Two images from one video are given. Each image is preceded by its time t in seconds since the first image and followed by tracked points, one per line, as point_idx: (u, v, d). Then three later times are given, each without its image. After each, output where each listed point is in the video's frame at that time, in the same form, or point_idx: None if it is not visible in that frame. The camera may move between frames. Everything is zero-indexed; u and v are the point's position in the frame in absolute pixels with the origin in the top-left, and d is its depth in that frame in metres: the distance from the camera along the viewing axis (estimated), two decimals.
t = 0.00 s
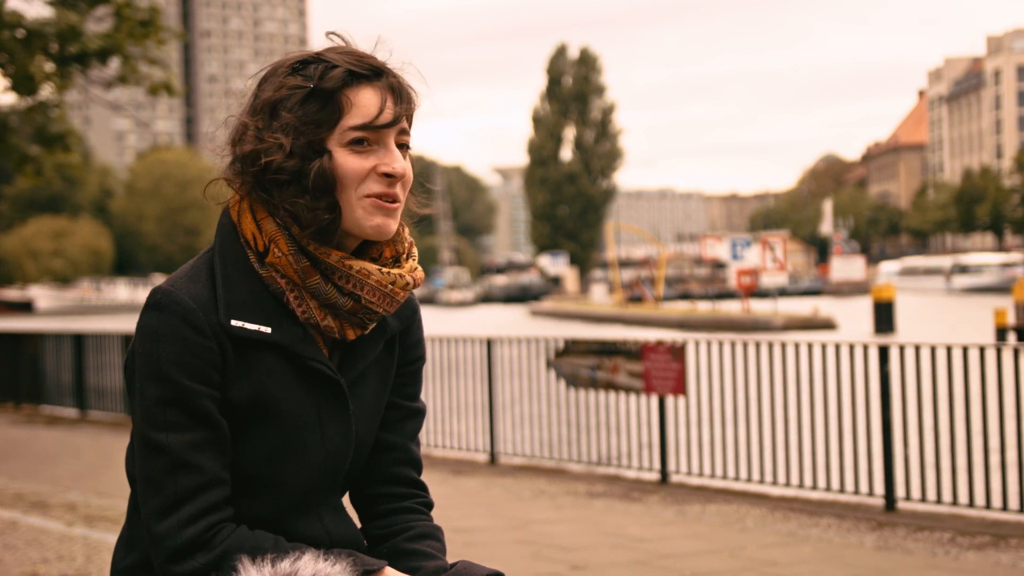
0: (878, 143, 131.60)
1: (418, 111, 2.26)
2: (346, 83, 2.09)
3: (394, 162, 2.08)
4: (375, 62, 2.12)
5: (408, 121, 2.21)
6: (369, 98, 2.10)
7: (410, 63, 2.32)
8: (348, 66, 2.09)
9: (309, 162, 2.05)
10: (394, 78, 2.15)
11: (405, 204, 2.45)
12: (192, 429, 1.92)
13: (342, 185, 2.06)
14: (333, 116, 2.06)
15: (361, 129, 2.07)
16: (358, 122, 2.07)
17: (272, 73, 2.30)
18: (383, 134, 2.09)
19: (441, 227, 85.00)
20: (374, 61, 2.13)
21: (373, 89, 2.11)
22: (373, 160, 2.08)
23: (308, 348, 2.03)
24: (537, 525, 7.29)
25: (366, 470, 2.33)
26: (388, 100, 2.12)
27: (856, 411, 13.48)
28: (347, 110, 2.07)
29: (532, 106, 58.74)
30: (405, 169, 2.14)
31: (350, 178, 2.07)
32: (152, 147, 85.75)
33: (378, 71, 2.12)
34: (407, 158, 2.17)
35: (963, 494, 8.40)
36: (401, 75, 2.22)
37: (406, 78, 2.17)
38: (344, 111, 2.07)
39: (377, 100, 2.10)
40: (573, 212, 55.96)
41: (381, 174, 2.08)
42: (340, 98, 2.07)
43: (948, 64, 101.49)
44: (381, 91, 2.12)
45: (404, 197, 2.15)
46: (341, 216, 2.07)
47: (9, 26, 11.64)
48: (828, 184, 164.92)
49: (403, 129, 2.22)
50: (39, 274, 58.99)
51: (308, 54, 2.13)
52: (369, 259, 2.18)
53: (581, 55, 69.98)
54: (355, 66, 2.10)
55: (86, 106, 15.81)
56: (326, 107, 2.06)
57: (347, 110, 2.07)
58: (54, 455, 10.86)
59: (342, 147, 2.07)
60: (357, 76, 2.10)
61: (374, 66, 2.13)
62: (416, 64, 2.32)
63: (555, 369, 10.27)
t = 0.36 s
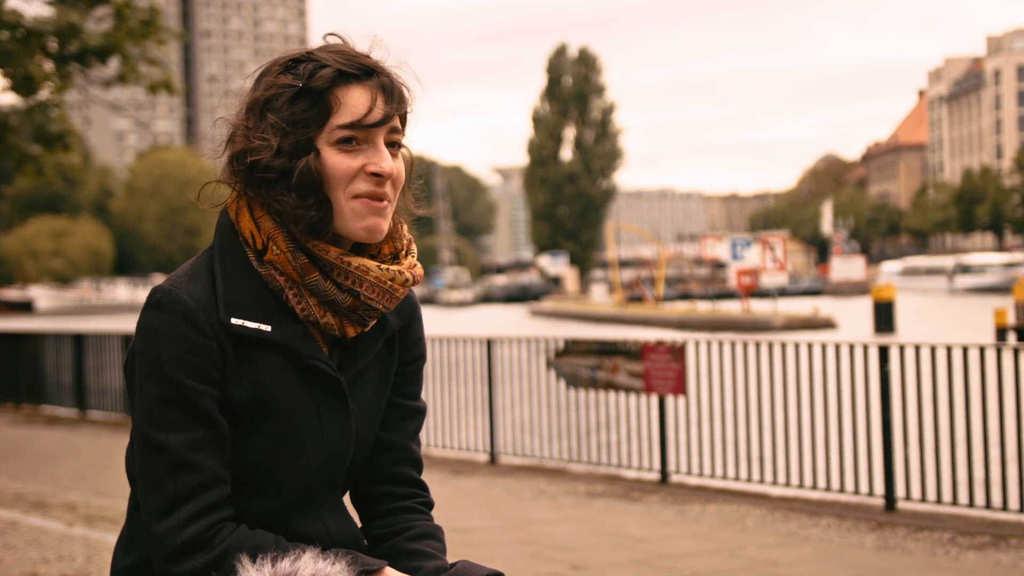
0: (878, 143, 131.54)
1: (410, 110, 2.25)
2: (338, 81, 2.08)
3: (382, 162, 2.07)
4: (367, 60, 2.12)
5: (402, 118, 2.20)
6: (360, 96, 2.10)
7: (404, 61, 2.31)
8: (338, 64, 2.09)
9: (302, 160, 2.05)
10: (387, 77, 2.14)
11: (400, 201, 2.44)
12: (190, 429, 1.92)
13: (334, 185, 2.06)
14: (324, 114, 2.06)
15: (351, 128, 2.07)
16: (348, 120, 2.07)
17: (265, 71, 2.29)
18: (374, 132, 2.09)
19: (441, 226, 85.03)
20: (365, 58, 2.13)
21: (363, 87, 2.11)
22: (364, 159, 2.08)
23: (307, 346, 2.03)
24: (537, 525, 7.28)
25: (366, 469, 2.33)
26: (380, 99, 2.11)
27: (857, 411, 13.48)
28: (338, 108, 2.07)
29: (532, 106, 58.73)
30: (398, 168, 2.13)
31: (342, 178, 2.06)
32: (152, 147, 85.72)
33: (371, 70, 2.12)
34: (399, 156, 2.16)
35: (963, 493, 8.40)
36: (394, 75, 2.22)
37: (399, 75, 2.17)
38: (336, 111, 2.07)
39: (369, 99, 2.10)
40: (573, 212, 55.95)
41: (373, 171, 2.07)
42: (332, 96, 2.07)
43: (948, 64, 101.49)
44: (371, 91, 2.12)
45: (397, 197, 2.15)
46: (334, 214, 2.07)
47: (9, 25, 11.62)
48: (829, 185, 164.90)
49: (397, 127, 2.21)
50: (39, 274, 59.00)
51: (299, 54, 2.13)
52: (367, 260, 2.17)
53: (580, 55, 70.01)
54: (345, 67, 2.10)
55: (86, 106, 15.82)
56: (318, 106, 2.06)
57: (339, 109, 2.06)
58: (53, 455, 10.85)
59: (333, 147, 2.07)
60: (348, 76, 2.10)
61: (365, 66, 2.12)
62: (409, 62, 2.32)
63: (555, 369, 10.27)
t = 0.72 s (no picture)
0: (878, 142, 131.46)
1: (407, 104, 2.25)
2: (334, 77, 2.10)
3: (378, 156, 2.08)
4: (365, 55, 2.15)
5: (400, 116, 2.21)
6: (354, 91, 2.11)
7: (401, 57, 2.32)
8: (334, 62, 2.10)
9: (301, 157, 2.06)
10: (385, 71, 2.15)
11: (399, 198, 2.45)
12: (193, 426, 1.92)
13: (333, 177, 2.07)
14: (321, 109, 2.08)
15: (347, 122, 2.09)
16: (344, 112, 2.08)
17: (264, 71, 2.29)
18: (370, 126, 2.10)
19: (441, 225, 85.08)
20: (362, 56, 2.15)
21: (359, 81, 2.12)
22: (362, 151, 2.08)
23: (311, 343, 2.03)
24: (537, 525, 7.28)
25: (368, 466, 2.33)
26: (377, 95, 2.12)
27: (858, 411, 13.48)
28: (334, 102, 2.08)
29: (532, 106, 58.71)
30: (396, 161, 2.14)
31: (340, 173, 2.07)
32: (152, 147, 85.71)
33: (365, 66, 2.14)
34: (398, 148, 2.17)
35: (962, 494, 8.41)
36: (393, 73, 2.23)
37: (395, 72, 2.18)
38: (332, 104, 2.08)
39: (364, 94, 2.11)
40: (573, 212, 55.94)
41: (371, 165, 2.08)
42: (329, 92, 2.09)
43: (947, 63, 101.43)
44: (368, 84, 2.13)
45: (394, 192, 2.16)
46: (332, 209, 2.07)
47: (9, 24, 11.61)
48: (829, 185, 164.98)
49: (395, 122, 2.22)
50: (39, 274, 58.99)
51: (297, 52, 2.14)
52: (368, 255, 2.18)
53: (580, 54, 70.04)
54: (341, 63, 2.11)
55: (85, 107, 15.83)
56: (315, 102, 2.07)
57: (335, 104, 2.08)
58: (53, 455, 10.85)
59: (330, 142, 2.08)
60: (345, 71, 2.11)
61: (362, 62, 2.13)
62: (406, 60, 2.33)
63: (554, 369, 10.27)
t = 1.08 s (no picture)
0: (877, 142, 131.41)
1: (403, 102, 2.25)
2: (328, 80, 2.10)
3: (378, 156, 2.09)
4: (360, 56, 2.14)
5: (395, 113, 2.21)
6: (348, 90, 2.11)
7: (397, 57, 2.32)
8: (332, 61, 2.10)
9: (298, 157, 2.06)
10: (379, 72, 2.15)
11: (398, 197, 2.44)
12: (191, 427, 1.91)
13: (330, 178, 2.07)
14: (316, 110, 2.07)
15: (344, 121, 2.08)
16: (341, 114, 2.08)
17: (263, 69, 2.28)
18: (368, 128, 2.10)
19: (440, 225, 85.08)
20: (356, 56, 2.14)
21: (354, 82, 2.12)
22: (360, 153, 2.09)
23: (309, 343, 2.03)
24: (537, 525, 7.28)
25: (367, 467, 2.32)
26: (373, 94, 2.12)
27: (857, 411, 13.47)
28: (329, 104, 2.08)
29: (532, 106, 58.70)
30: (396, 160, 2.14)
31: (337, 173, 2.07)
32: (151, 147, 85.72)
33: (361, 66, 2.13)
34: (395, 150, 2.17)
35: (963, 493, 8.41)
36: (388, 69, 2.23)
37: (393, 70, 2.18)
38: (327, 106, 2.08)
39: (361, 92, 2.11)
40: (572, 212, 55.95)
41: (369, 166, 2.08)
42: (325, 93, 2.08)
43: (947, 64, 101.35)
44: (366, 85, 2.13)
45: (393, 191, 2.16)
46: (331, 210, 2.08)
47: (10, 22, 11.63)
48: (829, 185, 165.00)
49: (391, 122, 2.22)
50: (39, 274, 59.02)
51: (293, 53, 2.14)
52: (367, 255, 2.18)
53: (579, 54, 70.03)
54: (338, 62, 2.11)
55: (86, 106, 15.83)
56: (310, 103, 2.07)
57: (330, 105, 2.08)
58: (53, 455, 10.85)
59: (326, 143, 2.08)
60: (339, 72, 2.11)
61: (355, 61, 2.13)
62: (401, 59, 2.33)
63: (555, 369, 10.26)
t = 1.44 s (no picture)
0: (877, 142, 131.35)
1: (392, 102, 2.25)
2: (312, 85, 2.09)
3: (367, 159, 2.08)
4: (346, 56, 2.13)
5: (381, 113, 2.21)
6: (333, 95, 2.10)
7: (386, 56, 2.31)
8: (315, 68, 2.10)
9: (288, 167, 2.05)
10: (364, 72, 2.14)
11: (393, 197, 2.43)
12: (191, 431, 1.91)
13: (321, 185, 2.07)
14: (304, 116, 2.07)
15: (330, 130, 2.08)
16: (327, 121, 2.07)
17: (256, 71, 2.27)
18: (353, 132, 2.10)
19: (440, 224, 85.11)
20: (341, 59, 2.14)
21: (337, 87, 2.11)
22: (348, 157, 2.09)
23: (308, 346, 2.02)
24: (537, 524, 7.28)
25: (366, 468, 2.32)
26: (356, 97, 2.12)
27: (857, 411, 13.47)
28: (316, 111, 2.07)
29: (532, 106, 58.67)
30: (384, 161, 2.14)
31: (328, 180, 2.07)
32: (151, 147, 85.72)
33: (345, 68, 2.12)
34: (384, 150, 2.16)
35: (963, 493, 8.41)
36: (374, 70, 2.22)
37: (378, 72, 2.17)
38: (314, 114, 2.07)
39: (343, 98, 2.11)
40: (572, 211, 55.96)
41: (357, 170, 2.08)
42: (310, 100, 2.08)
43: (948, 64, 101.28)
44: (353, 87, 2.12)
45: (385, 191, 2.16)
46: (325, 215, 2.08)
47: (8, 23, 11.64)
48: (829, 184, 165.03)
49: (379, 120, 2.21)
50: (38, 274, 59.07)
51: (277, 58, 2.13)
52: (365, 256, 2.18)
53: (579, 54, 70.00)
54: (323, 67, 2.11)
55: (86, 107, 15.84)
56: (297, 109, 2.07)
57: (317, 112, 2.07)
58: (53, 455, 10.84)
59: (314, 150, 2.08)
60: (324, 77, 2.10)
61: (340, 65, 2.12)
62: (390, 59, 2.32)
63: (555, 369, 10.26)
